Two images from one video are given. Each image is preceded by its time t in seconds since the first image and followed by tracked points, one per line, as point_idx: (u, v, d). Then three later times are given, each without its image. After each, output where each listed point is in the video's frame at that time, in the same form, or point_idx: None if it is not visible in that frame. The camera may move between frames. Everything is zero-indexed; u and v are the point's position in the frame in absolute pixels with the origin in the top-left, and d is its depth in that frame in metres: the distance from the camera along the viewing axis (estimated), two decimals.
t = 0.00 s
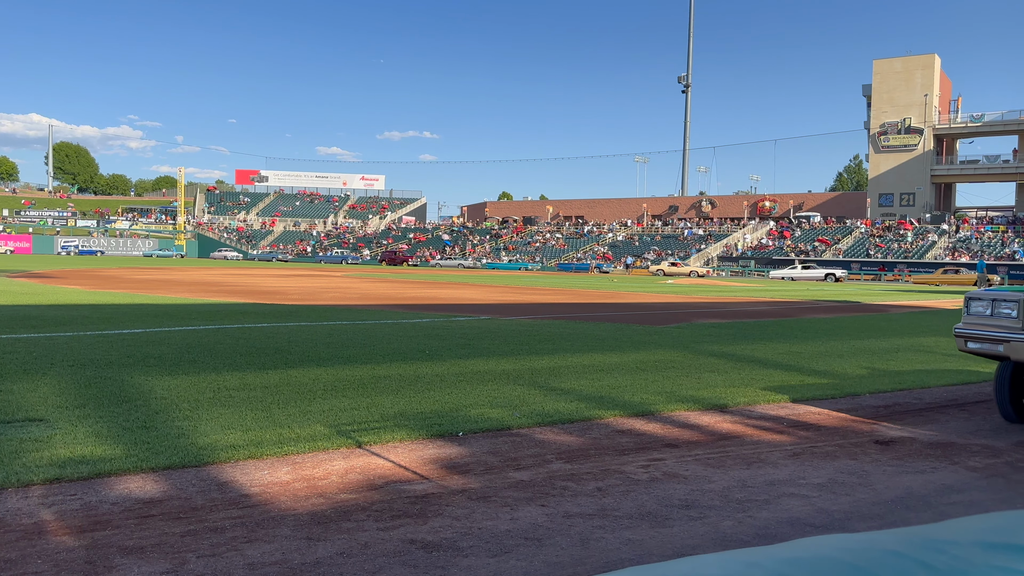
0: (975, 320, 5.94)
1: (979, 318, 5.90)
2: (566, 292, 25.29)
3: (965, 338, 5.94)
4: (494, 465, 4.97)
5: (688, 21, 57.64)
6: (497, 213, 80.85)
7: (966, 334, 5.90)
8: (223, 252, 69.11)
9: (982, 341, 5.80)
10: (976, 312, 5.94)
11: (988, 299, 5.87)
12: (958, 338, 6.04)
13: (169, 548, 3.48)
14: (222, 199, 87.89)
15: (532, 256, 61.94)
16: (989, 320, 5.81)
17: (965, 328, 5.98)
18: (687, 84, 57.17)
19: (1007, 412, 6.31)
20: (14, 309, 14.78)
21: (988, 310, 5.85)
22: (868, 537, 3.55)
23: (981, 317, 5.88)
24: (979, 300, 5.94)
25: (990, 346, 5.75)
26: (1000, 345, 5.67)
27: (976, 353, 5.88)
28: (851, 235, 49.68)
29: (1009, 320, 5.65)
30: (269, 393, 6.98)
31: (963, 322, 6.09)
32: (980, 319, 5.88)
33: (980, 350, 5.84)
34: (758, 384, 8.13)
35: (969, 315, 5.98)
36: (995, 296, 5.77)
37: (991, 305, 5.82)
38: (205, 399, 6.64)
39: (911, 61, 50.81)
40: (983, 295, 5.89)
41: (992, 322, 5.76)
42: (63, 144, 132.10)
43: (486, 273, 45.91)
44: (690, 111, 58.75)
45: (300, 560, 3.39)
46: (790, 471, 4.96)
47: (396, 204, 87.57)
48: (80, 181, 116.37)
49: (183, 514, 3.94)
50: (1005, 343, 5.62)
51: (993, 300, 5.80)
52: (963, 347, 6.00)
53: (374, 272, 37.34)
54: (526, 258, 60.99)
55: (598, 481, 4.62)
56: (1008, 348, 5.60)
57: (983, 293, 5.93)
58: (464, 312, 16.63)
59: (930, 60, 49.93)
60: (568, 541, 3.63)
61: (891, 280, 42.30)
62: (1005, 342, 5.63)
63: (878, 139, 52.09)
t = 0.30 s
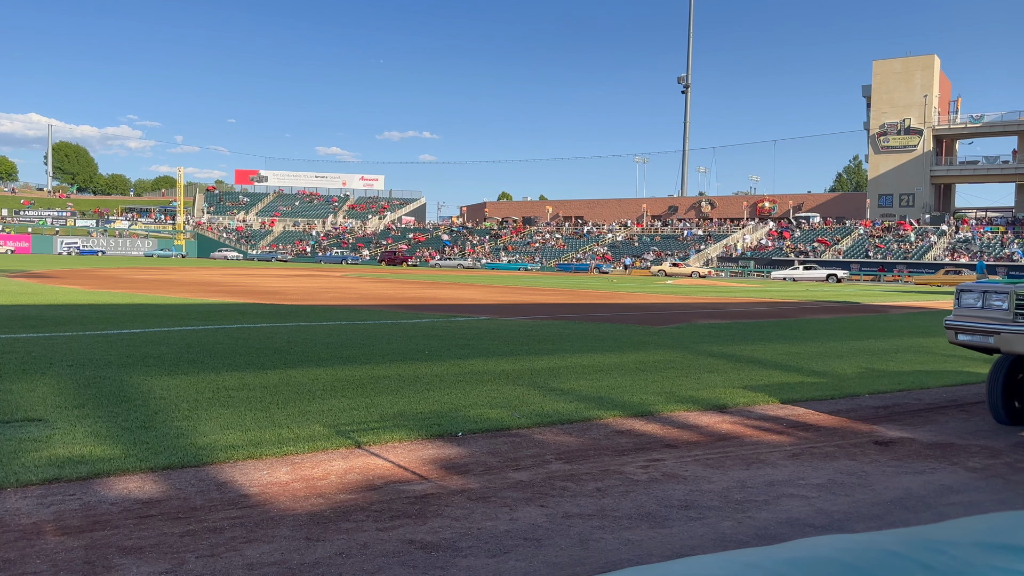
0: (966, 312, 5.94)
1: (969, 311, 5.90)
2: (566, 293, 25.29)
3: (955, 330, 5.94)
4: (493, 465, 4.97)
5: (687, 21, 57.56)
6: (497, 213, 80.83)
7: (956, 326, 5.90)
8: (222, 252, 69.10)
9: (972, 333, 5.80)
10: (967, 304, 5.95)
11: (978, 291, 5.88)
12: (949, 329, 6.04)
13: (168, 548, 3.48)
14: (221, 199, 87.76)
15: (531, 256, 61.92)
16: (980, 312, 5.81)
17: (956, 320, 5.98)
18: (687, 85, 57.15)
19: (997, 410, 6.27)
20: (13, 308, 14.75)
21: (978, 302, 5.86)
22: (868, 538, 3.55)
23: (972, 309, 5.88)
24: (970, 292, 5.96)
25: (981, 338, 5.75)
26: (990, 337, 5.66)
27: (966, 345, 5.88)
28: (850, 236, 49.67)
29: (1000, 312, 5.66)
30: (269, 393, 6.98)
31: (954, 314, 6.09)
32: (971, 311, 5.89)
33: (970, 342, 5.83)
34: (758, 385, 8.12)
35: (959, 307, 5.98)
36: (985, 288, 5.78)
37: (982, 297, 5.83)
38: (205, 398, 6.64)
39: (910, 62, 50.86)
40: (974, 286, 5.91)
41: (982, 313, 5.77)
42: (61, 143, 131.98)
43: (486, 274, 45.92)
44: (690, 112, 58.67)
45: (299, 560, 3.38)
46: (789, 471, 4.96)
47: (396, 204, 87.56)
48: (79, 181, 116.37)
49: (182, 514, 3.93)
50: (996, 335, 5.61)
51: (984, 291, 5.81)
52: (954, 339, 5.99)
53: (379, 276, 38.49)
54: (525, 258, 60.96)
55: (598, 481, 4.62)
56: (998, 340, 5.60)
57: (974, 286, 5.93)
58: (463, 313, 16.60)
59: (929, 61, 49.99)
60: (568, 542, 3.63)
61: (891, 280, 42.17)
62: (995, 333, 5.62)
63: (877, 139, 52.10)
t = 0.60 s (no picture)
0: (953, 314, 5.94)
1: (956, 312, 5.91)
2: (565, 293, 25.28)
3: (942, 332, 5.94)
4: (492, 465, 4.97)
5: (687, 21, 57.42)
6: (496, 213, 80.74)
7: (943, 328, 5.90)
8: (222, 252, 69.01)
9: (959, 335, 5.79)
10: (953, 305, 5.96)
11: (965, 293, 5.89)
12: (936, 332, 6.05)
13: (167, 548, 3.47)
14: (220, 199, 87.60)
15: (530, 257, 61.85)
16: (966, 313, 5.82)
17: (943, 321, 5.98)
18: (686, 85, 57.09)
19: (986, 413, 6.23)
20: (12, 308, 14.73)
21: (966, 303, 5.86)
22: (867, 538, 3.55)
23: (959, 311, 5.89)
24: (958, 293, 5.96)
25: (968, 340, 5.73)
26: (977, 339, 5.66)
27: (953, 346, 5.87)
28: (850, 237, 49.66)
29: (986, 313, 5.65)
30: (267, 393, 6.98)
31: (941, 316, 6.10)
32: (958, 313, 5.89)
33: (957, 344, 5.82)
34: (758, 386, 8.11)
35: (947, 309, 6.00)
36: (972, 289, 5.79)
37: (969, 299, 5.84)
38: (204, 399, 6.64)
39: (910, 62, 50.87)
40: (961, 288, 5.93)
41: (967, 315, 5.78)
42: (61, 143, 131.82)
43: (486, 274, 45.86)
44: (689, 112, 58.58)
45: (298, 560, 3.38)
46: (788, 471, 4.96)
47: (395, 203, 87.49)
48: (78, 181, 116.16)
49: (181, 514, 3.93)
50: (982, 337, 5.60)
51: (970, 292, 5.84)
52: (941, 342, 5.99)
53: (378, 275, 38.72)
54: (525, 259, 60.92)
55: (596, 482, 4.62)
56: (984, 342, 5.59)
57: (962, 287, 5.95)
58: (462, 313, 16.58)
59: (928, 62, 50.02)
60: (566, 542, 3.63)
61: (887, 281, 42.64)
62: (981, 335, 5.61)
63: (877, 140, 52.11)
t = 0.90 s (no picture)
0: (938, 314, 5.91)
1: (941, 313, 5.88)
2: (564, 293, 25.25)
3: (927, 332, 5.89)
4: (492, 466, 4.96)
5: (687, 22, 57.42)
6: (495, 213, 80.70)
7: (928, 328, 5.86)
8: (221, 251, 68.97)
9: (943, 335, 5.76)
10: (939, 307, 5.93)
11: (952, 294, 5.86)
12: (920, 332, 6.00)
13: (165, 548, 3.47)
14: (219, 198, 87.50)
15: (530, 257, 61.84)
16: (952, 314, 5.79)
17: (929, 322, 5.94)
18: (686, 86, 57.13)
19: (973, 418, 6.17)
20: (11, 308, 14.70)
21: (951, 304, 5.84)
22: (866, 539, 3.55)
23: (944, 311, 5.85)
24: (943, 294, 5.94)
25: (952, 341, 5.71)
26: (961, 340, 5.64)
27: (937, 347, 5.84)
28: (849, 237, 49.66)
29: (971, 315, 5.64)
30: (267, 393, 6.97)
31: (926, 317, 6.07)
32: (943, 313, 5.87)
33: (941, 346, 5.79)
34: (757, 386, 8.11)
35: (932, 309, 5.96)
36: (958, 290, 5.77)
37: (954, 300, 5.82)
38: (204, 399, 6.63)
39: (909, 63, 50.92)
40: (947, 289, 5.90)
41: (954, 316, 5.74)
42: (60, 143, 131.63)
43: (487, 274, 45.81)
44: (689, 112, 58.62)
45: (298, 560, 3.38)
46: (787, 472, 4.96)
47: (394, 203, 87.46)
48: (77, 181, 116.07)
49: (180, 514, 3.93)
50: (966, 338, 5.59)
51: (957, 293, 5.81)
52: (924, 343, 5.93)
53: (377, 275, 38.83)
54: (524, 259, 60.91)
55: (596, 482, 4.62)
56: (968, 343, 5.57)
57: (947, 288, 5.93)
58: (462, 313, 16.56)
59: (928, 62, 50.05)
60: (566, 543, 3.63)
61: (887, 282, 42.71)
62: (966, 337, 5.59)
63: (876, 141, 52.13)
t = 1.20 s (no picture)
0: (921, 316, 5.87)
1: (924, 314, 5.83)
2: (564, 294, 25.25)
3: (909, 334, 5.87)
4: (491, 466, 4.96)
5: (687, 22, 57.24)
6: (494, 214, 80.67)
7: (909, 331, 5.83)
8: (221, 252, 68.93)
9: (925, 337, 5.73)
10: (921, 307, 5.88)
11: (933, 294, 5.81)
12: (902, 334, 5.97)
13: (164, 548, 3.47)
14: (218, 198, 87.36)
15: (529, 257, 61.78)
16: (935, 316, 5.73)
17: (911, 324, 5.91)
18: (685, 86, 57.06)
19: (957, 421, 6.09)
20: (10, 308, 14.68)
21: (932, 305, 5.79)
22: (866, 539, 3.54)
23: (926, 312, 5.81)
24: (925, 295, 5.88)
25: (934, 342, 5.68)
26: (943, 342, 5.60)
27: (920, 349, 5.81)
28: (849, 238, 49.67)
29: (952, 315, 5.60)
30: (266, 393, 6.98)
31: (908, 318, 6.02)
32: (925, 314, 5.82)
33: (923, 347, 5.76)
34: (756, 387, 8.11)
35: (914, 311, 5.92)
36: (939, 290, 5.72)
37: (936, 300, 5.77)
38: (202, 399, 6.63)
39: (908, 64, 50.94)
40: (928, 289, 5.84)
41: (937, 318, 5.69)
42: (59, 143, 131.47)
43: (487, 275, 45.77)
44: (688, 113, 58.51)
45: (296, 560, 3.38)
46: (787, 472, 4.95)
47: (393, 203, 87.42)
48: (76, 181, 115.96)
49: (179, 514, 3.93)
50: (948, 339, 5.55)
51: (938, 294, 5.75)
52: (908, 345, 5.91)
53: (377, 275, 39.36)
54: (523, 260, 60.88)
55: (595, 482, 4.62)
56: (950, 344, 5.53)
57: (928, 288, 5.87)
58: (461, 313, 16.54)
59: (927, 63, 50.07)
60: (565, 543, 3.63)
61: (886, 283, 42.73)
62: (948, 338, 5.56)
63: (876, 141, 52.14)
